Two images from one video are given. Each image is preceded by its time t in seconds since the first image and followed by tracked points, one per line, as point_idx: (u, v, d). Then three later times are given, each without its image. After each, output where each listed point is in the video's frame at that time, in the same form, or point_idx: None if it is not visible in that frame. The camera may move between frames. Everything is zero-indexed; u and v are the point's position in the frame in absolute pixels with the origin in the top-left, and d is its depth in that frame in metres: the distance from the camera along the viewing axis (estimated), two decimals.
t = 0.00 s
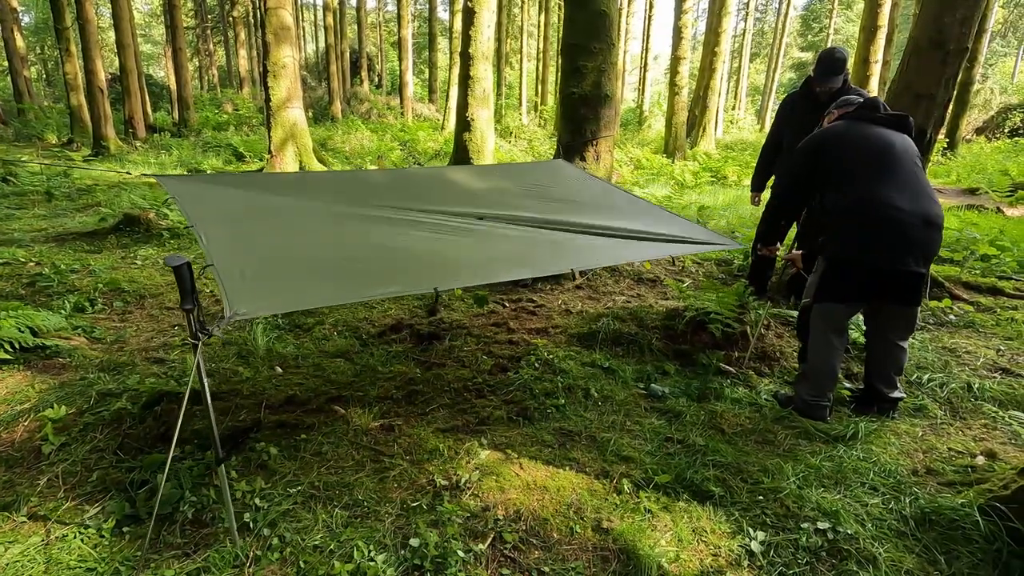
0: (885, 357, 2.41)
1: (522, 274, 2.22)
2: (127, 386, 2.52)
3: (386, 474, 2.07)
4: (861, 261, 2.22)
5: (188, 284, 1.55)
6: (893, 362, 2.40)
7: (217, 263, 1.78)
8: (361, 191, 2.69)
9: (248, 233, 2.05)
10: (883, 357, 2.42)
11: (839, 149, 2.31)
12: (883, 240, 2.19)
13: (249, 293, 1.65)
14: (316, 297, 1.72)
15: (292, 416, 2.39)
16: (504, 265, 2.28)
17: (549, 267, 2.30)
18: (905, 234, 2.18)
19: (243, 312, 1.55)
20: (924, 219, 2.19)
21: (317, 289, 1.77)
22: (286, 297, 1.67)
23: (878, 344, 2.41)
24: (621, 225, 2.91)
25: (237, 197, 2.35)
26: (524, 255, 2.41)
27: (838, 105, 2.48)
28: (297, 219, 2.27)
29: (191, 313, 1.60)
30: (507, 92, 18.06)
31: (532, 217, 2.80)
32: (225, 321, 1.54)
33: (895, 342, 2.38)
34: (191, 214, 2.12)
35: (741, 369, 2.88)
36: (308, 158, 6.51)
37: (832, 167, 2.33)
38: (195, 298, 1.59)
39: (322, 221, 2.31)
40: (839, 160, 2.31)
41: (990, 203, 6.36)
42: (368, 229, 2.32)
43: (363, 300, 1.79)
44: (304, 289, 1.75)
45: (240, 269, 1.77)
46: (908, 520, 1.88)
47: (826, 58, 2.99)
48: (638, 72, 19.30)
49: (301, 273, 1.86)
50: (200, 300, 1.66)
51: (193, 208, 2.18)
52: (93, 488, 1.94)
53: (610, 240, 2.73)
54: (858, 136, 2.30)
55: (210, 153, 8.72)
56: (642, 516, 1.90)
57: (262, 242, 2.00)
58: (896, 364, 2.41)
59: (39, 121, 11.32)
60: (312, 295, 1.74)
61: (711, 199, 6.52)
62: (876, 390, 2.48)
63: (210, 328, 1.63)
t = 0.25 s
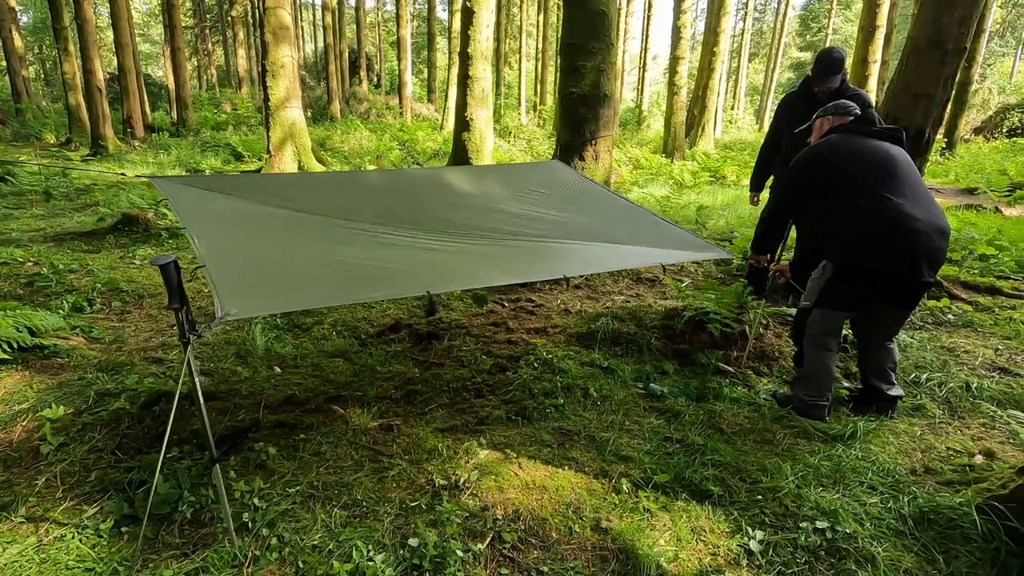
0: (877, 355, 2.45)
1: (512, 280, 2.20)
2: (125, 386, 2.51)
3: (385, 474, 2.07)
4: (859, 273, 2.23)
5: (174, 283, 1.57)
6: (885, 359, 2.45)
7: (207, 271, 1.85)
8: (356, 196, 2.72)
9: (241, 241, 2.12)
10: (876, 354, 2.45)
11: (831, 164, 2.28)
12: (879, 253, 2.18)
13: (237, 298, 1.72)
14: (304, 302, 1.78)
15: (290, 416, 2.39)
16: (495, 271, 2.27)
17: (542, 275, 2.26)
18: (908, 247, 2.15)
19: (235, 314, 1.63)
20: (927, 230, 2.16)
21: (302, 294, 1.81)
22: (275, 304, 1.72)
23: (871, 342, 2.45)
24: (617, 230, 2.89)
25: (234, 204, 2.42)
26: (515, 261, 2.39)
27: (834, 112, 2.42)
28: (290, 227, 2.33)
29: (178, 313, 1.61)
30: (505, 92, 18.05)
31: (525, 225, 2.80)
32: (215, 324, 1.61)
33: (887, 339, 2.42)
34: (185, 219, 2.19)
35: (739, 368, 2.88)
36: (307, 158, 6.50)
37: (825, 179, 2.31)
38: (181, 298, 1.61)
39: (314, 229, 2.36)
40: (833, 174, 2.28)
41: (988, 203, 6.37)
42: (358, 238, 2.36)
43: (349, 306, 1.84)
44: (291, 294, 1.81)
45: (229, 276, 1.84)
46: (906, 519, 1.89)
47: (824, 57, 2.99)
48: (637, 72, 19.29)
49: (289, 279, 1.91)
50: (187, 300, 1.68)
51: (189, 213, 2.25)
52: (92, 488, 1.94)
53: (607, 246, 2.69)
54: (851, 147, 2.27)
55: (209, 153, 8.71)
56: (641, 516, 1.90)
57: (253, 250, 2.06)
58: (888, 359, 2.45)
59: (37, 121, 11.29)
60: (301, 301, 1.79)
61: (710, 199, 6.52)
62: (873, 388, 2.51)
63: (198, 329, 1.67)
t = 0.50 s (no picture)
0: (870, 351, 2.49)
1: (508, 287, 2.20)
2: (124, 385, 2.51)
3: (385, 473, 2.07)
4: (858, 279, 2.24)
5: (167, 280, 1.57)
6: (879, 355, 2.49)
7: (206, 276, 1.89)
8: (355, 198, 2.73)
9: (239, 245, 2.16)
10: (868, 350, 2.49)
11: (827, 179, 2.30)
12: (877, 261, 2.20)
13: (235, 304, 1.76)
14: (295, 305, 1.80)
15: (290, 415, 2.39)
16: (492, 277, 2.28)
17: (539, 282, 2.26)
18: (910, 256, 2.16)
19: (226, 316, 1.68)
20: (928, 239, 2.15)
21: (295, 301, 1.83)
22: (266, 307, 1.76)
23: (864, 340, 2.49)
24: (616, 235, 2.89)
25: (235, 206, 2.45)
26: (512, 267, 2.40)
27: (827, 121, 2.40)
28: (289, 231, 2.36)
29: (172, 309, 1.62)
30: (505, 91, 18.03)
31: (523, 230, 2.81)
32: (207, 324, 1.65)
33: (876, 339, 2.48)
34: (185, 222, 2.23)
35: (739, 367, 2.88)
36: (306, 158, 6.50)
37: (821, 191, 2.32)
38: (174, 295, 1.62)
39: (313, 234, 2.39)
40: (830, 188, 2.30)
41: (987, 203, 6.37)
42: (356, 244, 2.38)
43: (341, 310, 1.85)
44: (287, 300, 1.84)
45: (228, 283, 1.88)
46: (906, 518, 1.89)
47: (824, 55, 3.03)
48: (636, 72, 19.28)
49: (286, 285, 1.94)
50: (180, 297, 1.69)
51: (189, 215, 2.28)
52: (91, 487, 1.94)
53: (605, 252, 2.69)
54: (846, 160, 2.29)
55: (208, 152, 8.70)
56: (641, 515, 1.90)
57: (251, 258, 2.08)
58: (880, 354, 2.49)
59: (35, 120, 11.27)
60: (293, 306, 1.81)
61: (709, 198, 6.53)
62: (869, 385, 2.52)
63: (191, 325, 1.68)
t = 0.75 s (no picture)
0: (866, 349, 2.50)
1: (505, 293, 2.19)
2: (124, 385, 2.51)
3: (385, 473, 2.07)
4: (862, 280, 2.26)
5: (156, 276, 1.57)
6: (874, 353, 2.51)
7: (203, 282, 1.89)
8: (354, 200, 2.72)
9: (236, 248, 2.15)
10: (866, 350, 2.50)
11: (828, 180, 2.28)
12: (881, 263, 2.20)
13: (229, 310, 1.75)
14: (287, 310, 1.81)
15: (290, 415, 2.38)
16: (489, 283, 2.27)
17: (537, 289, 2.25)
18: (914, 259, 2.14)
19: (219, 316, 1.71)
20: (931, 242, 2.14)
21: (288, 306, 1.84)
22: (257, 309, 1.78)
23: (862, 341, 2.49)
24: (615, 239, 2.88)
25: (232, 207, 2.44)
26: (510, 273, 2.39)
27: (829, 122, 2.41)
28: (287, 234, 2.35)
29: (162, 306, 1.63)
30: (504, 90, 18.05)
31: (523, 235, 2.79)
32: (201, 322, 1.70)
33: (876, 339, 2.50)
34: (181, 224, 2.22)
35: (738, 367, 2.88)
36: (306, 157, 6.49)
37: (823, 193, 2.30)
38: (164, 292, 1.62)
39: (311, 237, 2.38)
40: (833, 189, 2.28)
41: (987, 202, 6.37)
42: (353, 248, 2.38)
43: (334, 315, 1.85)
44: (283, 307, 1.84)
45: (224, 288, 1.88)
46: (906, 517, 1.89)
47: (825, 52, 3.03)
48: (635, 71, 19.27)
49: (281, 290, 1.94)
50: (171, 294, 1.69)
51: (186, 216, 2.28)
52: (91, 486, 1.94)
53: (604, 257, 2.68)
54: (849, 160, 2.27)
55: (207, 152, 8.70)
56: (640, 514, 1.90)
57: (248, 262, 2.08)
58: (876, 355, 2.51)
59: (34, 119, 11.26)
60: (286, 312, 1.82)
61: (709, 198, 6.53)
62: (865, 384, 2.53)
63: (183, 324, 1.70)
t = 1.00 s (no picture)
0: (871, 345, 2.50)
1: (502, 292, 2.18)
2: (124, 384, 2.51)
3: (385, 472, 2.07)
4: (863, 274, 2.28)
5: (151, 275, 1.56)
6: (878, 350, 2.51)
7: (199, 281, 1.91)
8: (354, 200, 2.72)
9: (234, 248, 2.17)
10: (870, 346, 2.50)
11: (835, 176, 2.22)
12: (883, 257, 2.22)
13: (225, 310, 1.77)
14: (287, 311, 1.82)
15: (290, 414, 2.38)
16: (487, 282, 2.27)
17: (538, 288, 2.25)
18: (914, 253, 2.17)
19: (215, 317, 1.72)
20: (931, 236, 2.15)
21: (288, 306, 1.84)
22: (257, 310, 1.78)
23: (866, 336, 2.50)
24: (614, 238, 2.88)
25: (231, 208, 2.44)
26: (509, 272, 2.40)
27: (832, 113, 2.32)
28: (287, 235, 2.35)
29: (159, 305, 1.62)
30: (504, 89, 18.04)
31: (524, 234, 2.79)
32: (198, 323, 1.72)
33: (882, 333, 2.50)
34: (181, 225, 2.24)
35: (738, 366, 2.88)
36: (305, 156, 6.49)
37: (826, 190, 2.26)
38: (160, 291, 1.61)
39: (309, 237, 2.39)
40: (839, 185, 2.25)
41: (986, 201, 6.37)
42: (354, 248, 2.38)
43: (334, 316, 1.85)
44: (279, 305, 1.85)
45: (219, 287, 1.89)
46: (905, 516, 1.89)
47: (826, 49, 3.01)
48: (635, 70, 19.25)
49: (283, 291, 1.94)
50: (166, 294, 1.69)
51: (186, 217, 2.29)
52: (91, 485, 1.94)
53: (606, 257, 2.68)
54: (856, 152, 2.20)
55: (207, 151, 8.69)
56: (640, 513, 1.90)
57: (249, 263, 2.09)
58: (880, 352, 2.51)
59: (34, 118, 11.25)
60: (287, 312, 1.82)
61: (709, 197, 6.53)
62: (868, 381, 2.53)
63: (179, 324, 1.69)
